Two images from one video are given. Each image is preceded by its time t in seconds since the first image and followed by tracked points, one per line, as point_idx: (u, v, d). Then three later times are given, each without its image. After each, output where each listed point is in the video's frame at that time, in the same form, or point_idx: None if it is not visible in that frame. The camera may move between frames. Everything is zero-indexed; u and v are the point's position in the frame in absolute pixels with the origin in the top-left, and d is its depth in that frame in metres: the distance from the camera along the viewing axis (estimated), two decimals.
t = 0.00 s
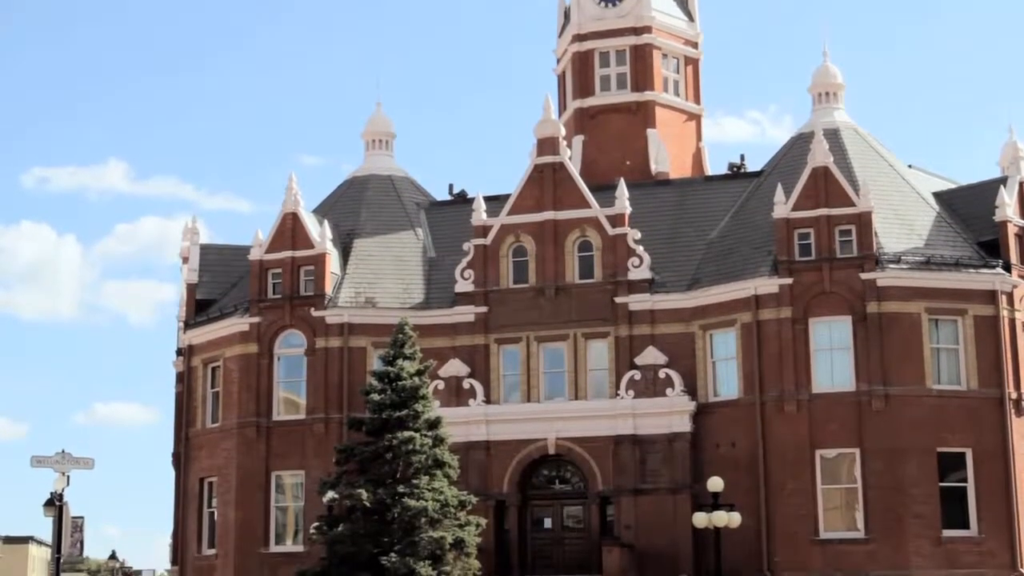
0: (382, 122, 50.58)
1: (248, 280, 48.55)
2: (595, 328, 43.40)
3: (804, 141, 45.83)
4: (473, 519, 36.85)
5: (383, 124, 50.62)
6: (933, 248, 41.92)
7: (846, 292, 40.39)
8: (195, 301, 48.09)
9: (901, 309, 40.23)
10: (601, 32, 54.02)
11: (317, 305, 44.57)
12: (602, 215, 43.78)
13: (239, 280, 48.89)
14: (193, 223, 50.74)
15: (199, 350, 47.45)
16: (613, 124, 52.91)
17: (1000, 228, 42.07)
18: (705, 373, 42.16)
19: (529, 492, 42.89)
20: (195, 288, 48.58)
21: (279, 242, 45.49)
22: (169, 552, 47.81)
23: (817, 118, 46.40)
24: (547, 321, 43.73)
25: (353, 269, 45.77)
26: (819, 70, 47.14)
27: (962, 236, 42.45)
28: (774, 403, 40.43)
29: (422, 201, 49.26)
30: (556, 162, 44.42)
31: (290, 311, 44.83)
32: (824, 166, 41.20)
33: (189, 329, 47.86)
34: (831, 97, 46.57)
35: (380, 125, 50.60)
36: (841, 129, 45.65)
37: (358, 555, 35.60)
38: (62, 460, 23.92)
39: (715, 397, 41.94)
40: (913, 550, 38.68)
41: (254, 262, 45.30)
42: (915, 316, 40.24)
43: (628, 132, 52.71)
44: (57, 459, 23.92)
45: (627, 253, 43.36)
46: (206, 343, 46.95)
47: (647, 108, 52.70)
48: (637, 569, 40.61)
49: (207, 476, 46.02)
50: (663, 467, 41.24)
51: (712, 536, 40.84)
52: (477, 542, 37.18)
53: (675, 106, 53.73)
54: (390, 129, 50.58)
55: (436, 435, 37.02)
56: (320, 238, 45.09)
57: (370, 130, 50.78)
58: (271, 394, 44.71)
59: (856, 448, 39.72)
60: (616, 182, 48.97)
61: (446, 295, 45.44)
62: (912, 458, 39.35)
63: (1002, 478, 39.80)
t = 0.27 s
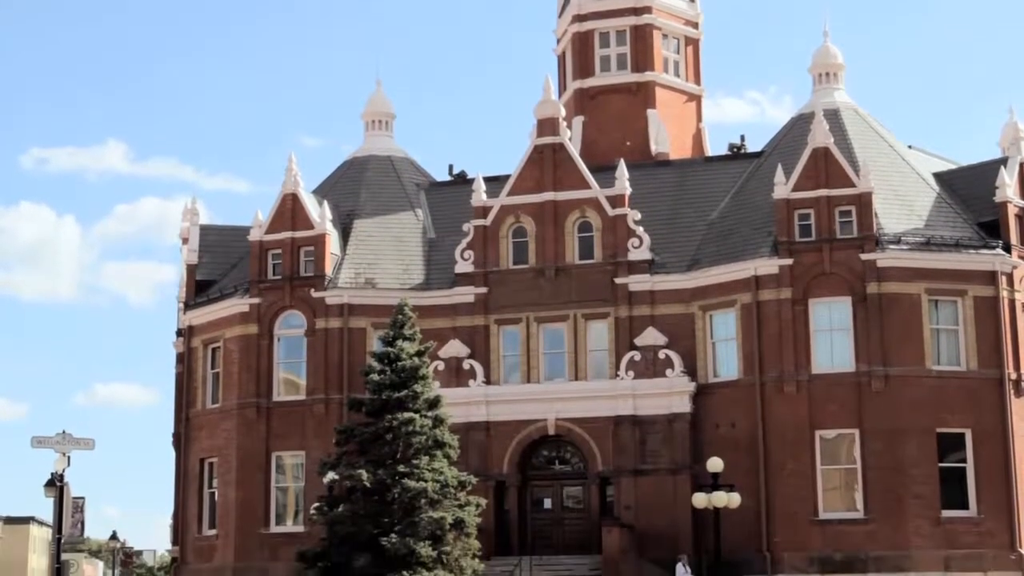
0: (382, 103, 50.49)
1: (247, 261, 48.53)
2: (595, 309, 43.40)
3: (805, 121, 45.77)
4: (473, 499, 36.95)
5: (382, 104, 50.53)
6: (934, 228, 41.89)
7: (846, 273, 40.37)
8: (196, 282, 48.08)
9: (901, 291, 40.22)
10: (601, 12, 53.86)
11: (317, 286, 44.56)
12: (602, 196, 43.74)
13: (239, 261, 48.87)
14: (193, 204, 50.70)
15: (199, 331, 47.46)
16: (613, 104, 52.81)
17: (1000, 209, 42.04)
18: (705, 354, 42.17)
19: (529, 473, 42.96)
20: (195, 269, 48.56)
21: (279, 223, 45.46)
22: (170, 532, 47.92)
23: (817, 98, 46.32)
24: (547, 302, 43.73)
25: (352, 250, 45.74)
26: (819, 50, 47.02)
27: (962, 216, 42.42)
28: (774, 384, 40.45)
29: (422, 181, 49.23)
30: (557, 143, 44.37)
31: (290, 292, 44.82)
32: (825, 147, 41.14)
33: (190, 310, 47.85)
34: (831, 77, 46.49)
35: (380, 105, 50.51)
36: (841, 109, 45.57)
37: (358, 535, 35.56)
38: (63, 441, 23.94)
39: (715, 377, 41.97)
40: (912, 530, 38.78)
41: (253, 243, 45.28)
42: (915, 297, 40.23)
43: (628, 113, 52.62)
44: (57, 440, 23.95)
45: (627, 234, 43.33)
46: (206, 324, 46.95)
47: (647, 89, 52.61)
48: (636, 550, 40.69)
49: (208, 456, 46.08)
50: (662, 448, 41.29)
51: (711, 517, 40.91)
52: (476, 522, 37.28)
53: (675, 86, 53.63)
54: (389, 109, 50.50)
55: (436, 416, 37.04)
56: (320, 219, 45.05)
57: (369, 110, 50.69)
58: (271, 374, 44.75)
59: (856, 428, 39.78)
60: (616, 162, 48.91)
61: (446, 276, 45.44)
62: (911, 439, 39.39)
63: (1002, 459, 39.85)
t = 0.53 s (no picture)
0: (382, 82, 50.40)
1: (247, 241, 48.53)
2: (596, 289, 43.42)
3: (805, 100, 45.70)
4: (473, 479, 36.91)
5: (382, 84, 50.44)
6: (934, 208, 41.87)
7: (846, 253, 40.37)
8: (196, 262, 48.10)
9: (901, 270, 40.21)
10: None
11: (317, 267, 44.56)
12: (603, 176, 43.71)
13: (240, 241, 48.87)
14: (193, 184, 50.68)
15: (199, 312, 47.48)
16: (613, 84, 52.73)
17: (1000, 189, 42.00)
18: (705, 333, 42.20)
19: (529, 453, 43.03)
20: (196, 249, 48.57)
21: (279, 202, 45.43)
22: (171, 512, 48.05)
23: (818, 78, 46.21)
24: (547, 282, 43.74)
25: (353, 230, 45.73)
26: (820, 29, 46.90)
27: (962, 196, 42.40)
28: (773, 363, 40.49)
29: (422, 161, 49.20)
30: (556, 122, 44.33)
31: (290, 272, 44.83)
32: (826, 126, 41.09)
33: (190, 290, 47.86)
34: (832, 57, 46.41)
35: (380, 84, 50.43)
36: (842, 89, 45.49)
37: (359, 515, 35.69)
38: (63, 421, 23.97)
39: (715, 357, 42.01)
40: (911, 509, 38.88)
41: (254, 223, 45.26)
42: (915, 278, 40.22)
43: (628, 92, 52.54)
44: (58, 419, 23.98)
45: (628, 214, 43.32)
46: (206, 304, 46.98)
47: (648, 69, 52.51)
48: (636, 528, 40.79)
49: (208, 436, 46.15)
50: (662, 427, 41.36)
51: (711, 497, 40.97)
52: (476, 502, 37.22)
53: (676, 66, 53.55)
54: (390, 89, 50.42)
55: (436, 397, 37.00)
56: (320, 199, 45.02)
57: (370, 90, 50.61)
58: (271, 354, 44.78)
59: (856, 408, 39.83)
60: (616, 142, 48.85)
61: (446, 256, 45.44)
62: (910, 418, 39.44)
63: (1001, 438, 39.91)
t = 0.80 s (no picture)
0: (382, 62, 50.29)
1: (247, 222, 48.50)
2: (596, 269, 43.41)
3: (806, 81, 45.63)
4: (473, 461, 36.96)
5: (382, 64, 50.34)
6: (934, 188, 41.84)
7: (846, 234, 40.34)
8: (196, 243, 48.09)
9: (901, 251, 40.20)
10: None
11: (318, 247, 44.54)
12: (603, 156, 43.66)
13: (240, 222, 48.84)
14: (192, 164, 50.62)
15: (200, 292, 47.47)
16: (613, 64, 52.62)
17: (1000, 169, 41.95)
18: (705, 314, 42.20)
19: (529, 433, 43.09)
20: (196, 229, 48.54)
21: (279, 182, 45.39)
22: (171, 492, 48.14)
23: (819, 58, 46.11)
24: (547, 263, 43.72)
25: (353, 211, 45.70)
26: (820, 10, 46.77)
27: (963, 176, 42.36)
28: (773, 344, 40.52)
29: (422, 141, 49.15)
30: (557, 102, 44.24)
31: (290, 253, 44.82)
32: (826, 106, 41.02)
33: (191, 271, 47.84)
34: (832, 37, 46.31)
35: (380, 64, 50.32)
36: (843, 69, 45.40)
37: (359, 496, 35.68)
38: (63, 402, 23.98)
39: (715, 338, 42.04)
40: (911, 490, 38.96)
41: (254, 203, 45.23)
42: (915, 259, 40.21)
43: (628, 73, 52.45)
44: (58, 400, 23.99)
45: (628, 194, 43.29)
46: (206, 285, 46.99)
47: (648, 49, 52.41)
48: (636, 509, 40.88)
49: (209, 417, 46.18)
50: (662, 408, 41.40)
51: (711, 478, 41.03)
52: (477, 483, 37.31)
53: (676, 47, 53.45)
54: (389, 69, 50.33)
55: (437, 377, 37.07)
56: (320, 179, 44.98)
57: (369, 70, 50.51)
58: (271, 335, 44.80)
59: (856, 388, 39.86)
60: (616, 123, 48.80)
61: (446, 237, 45.43)
62: (910, 399, 39.48)
63: (1000, 418, 39.94)
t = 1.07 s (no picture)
0: (382, 44, 50.20)
1: (247, 204, 48.47)
2: (596, 252, 43.39)
3: (806, 62, 45.55)
4: (473, 443, 37.15)
5: (382, 45, 50.24)
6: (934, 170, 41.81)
7: (846, 216, 40.31)
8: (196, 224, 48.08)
9: (901, 233, 40.19)
10: None
11: (317, 229, 44.52)
12: (603, 138, 43.61)
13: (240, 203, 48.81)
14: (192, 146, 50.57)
15: (200, 274, 47.45)
16: (613, 46, 52.53)
17: (1000, 151, 41.91)
18: (705, 296, 42.22)
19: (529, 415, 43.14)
20: (196, 211, 48.51)
21: (279, 164, 45.35)
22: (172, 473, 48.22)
23: (820, 40, 46.01)
24: (547, 245, 43.70)
25: (353, 192, 45.68)
26: None
27: (963, 157, 42.33)
28: (773, 326, 40.54)
29: (422, 123, 49.09)
30: (556, 84, 44.18)
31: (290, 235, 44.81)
32: (827, 88, 40.96)
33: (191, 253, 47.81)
34: (833, 19, 46.20)
35: (380, 46, 50.23)
36: (844, 51, 45.31)
37: (360, 477, 35.74)
38: (63, 384, 24.05)
39: (715, 319, 42.06)
40: (911, 471, 39.01)
41: (254, 185, 45.20)
42: (915, 241, 40.20)
43: (628, 54, 52.36)
44: (58, 382, 24.02)
45: (628, 176, 43.24)
46: (206, 266, 46.99)
47: (648, 30, 52.31)
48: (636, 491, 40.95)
49: (209, 398, 46.22)
50: (662, 390, 41.44)
51: (711, 459, 41.11)
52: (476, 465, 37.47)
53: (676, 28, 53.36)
54: (389, 51, 50.24)
55: (436, 359, 37.15)
56: (320, 160, 44.94)
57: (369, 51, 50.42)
58: (272, 317, 44.82)
59: (855, 370, 39.89)
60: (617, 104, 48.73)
61: (446, 219, 45.42)
62: (909, 381, 39.51)
63: (1000, 400, 39.98)
